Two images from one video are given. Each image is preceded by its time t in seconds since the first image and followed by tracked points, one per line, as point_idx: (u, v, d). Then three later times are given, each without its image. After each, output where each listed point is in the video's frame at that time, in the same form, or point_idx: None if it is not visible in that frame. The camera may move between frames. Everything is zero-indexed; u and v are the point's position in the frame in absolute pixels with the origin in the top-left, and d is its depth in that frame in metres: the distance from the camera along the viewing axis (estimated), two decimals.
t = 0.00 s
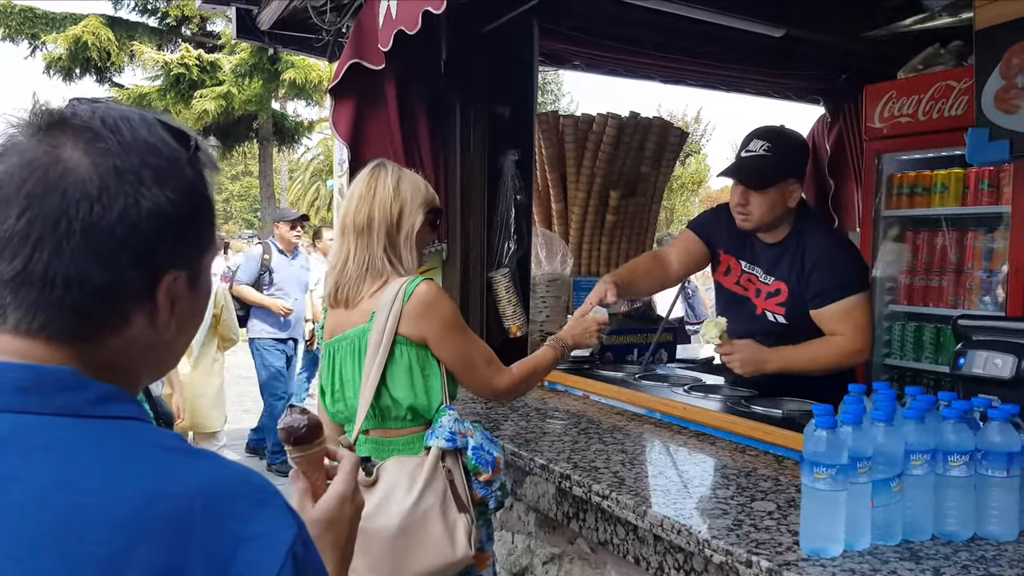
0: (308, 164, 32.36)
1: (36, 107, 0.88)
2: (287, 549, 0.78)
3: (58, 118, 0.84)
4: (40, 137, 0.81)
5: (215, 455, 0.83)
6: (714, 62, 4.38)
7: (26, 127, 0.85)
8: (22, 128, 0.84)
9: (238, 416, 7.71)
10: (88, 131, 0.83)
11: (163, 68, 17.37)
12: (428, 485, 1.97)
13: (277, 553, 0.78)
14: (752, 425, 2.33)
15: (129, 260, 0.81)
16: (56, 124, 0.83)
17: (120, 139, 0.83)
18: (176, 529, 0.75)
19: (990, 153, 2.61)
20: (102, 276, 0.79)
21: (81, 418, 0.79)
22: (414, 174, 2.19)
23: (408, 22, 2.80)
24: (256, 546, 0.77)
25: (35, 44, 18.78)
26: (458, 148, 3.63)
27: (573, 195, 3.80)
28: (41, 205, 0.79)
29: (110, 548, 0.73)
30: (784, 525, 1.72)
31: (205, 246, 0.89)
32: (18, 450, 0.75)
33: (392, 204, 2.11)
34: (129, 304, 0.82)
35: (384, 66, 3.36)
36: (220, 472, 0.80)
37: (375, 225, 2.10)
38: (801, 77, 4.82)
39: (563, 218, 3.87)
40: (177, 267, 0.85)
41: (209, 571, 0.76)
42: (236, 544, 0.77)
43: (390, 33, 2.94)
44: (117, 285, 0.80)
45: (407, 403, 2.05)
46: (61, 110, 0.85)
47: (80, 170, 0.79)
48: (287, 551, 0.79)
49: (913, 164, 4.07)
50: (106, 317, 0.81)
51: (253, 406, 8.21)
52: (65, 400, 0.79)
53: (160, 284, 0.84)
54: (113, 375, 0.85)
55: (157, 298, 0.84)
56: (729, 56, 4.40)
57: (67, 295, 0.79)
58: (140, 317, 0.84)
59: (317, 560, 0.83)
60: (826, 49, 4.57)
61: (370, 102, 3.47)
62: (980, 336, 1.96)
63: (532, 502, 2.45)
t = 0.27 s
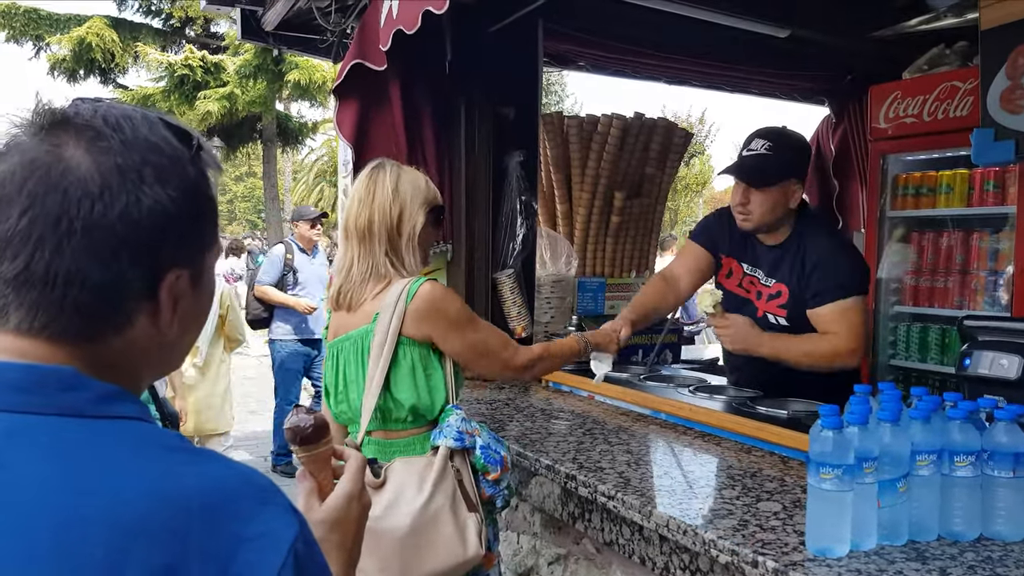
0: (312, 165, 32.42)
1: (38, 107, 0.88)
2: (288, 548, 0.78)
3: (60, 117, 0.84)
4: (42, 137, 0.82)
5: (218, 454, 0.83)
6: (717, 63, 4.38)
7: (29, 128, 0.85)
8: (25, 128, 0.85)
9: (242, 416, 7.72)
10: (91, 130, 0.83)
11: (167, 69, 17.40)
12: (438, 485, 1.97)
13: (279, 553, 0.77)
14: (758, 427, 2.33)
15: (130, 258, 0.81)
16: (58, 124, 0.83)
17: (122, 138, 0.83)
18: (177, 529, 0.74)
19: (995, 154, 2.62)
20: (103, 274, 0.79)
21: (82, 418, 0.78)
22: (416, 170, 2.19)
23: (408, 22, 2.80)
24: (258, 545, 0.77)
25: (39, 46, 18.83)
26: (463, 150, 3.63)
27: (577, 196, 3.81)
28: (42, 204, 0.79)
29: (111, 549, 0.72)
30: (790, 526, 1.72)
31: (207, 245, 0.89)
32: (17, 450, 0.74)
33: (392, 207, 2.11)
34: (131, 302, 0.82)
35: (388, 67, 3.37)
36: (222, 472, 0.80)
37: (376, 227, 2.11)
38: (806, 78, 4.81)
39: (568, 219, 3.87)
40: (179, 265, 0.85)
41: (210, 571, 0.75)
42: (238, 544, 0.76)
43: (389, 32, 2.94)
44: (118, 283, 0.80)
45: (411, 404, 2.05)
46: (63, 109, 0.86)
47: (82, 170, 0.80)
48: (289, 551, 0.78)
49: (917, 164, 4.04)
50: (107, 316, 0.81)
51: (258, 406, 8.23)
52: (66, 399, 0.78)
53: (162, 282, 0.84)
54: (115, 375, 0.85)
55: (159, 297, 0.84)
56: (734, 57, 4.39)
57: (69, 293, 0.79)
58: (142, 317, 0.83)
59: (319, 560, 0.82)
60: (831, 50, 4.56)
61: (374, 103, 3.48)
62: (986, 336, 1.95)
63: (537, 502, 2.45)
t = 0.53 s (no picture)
0: (315, 168, 32.47)
1: (54, 118, 0.89)
2: (300, 559, 0.79)
3: (76, 129, 0.85)
4: (58, 149, 0.82)
5: (230, 464, 0.84)
6: (720, 68, 4.39)
7: (44, 138, 0.85)
8: (41, 138, 0.85)
9: (245, 419, 7.72)
10: (106, 142, 0.83)
11: (171, 73, 17.45)
12: (454, 483, 1.98)
13: (290, 564, 0.78)
14: (763, 433, 2.33)
15: (145, 270, 0.81)
16: (74, 136, 0.84)
17: (138, 149, 0.84)
18: (191, 539, 0.75)
19: (999, 160, 2.57)
20: (118, 286, 0.80)
21: (98, 427, 0.79)
22: (423, 173, 2.19)
23: (415, 29, 2.81)
24: (271, 555, 0.78)
25: (44, 50, 18.89)
26: (467, 156, 3.62)
27: (581, 202, 3.82)
28: (59, 215, 0.79)
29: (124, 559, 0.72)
30: (796, 533, 1.72)
31: (220, 256, 0.90)
32: (32, 458, 0.74)
33: (407, 215, 2.12)
34: (145, 314, 0.83)
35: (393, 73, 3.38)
36: (234, 481, 0.81)
37: (392, 235, 2.12)
38: (809, 83, 4.82)
39: (572, 224, 3.88)
40: (193, 276, 0.86)
41: None
42: (251, 554, 0.77)
43: (399, 39, 2.96)
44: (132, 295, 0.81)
45: (433, 404, 2.05)
46: (79, 120, 0.86)
47: (99, 182, 0.80)
48: (300, 561, 0.79)
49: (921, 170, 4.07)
50: (122, 326, 0.82)
51: (261, 410, 8.24)
52: (80, 410, 0.78)
53: (177, 294, 0.85)
54: (129, 383, 0.85)
55: (173, 307, 0.85)
56: (738, 62, 4.40)
57: (85, 305, 0.80)
58: (156, 328, 0.84)
59: (329, 568, 0.84)
60: (834, 55, 4.56)
61: (379, 108, 3.49)
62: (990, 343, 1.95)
63: (542, 508, 2.45)
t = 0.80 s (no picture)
0: (315, 172, 32.50)
1: (62, 123, 0.90)
2: (309, 563, 0.79)
3: (84, 133, 0.85)
4: (66, 153, 0.82)
5: (239, 468, 0.84)
6: (721, 72, 4.40)
7: (51, 142, 0.86)
8: (48, 143, 0.85)
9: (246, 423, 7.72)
10: (115, 146, 0.84)
11: (172, 76, 17.47)
12: (505, 477, 1.98)
13: (299, 568, 0.79)
14: (763, 436, 2.33)
15: (153, 274, 0.81)
16: (81, 140, 0.84)
17: (145, 153, 0.84)
18: (199, 543, 0.75)
19: (1001, 164, 2.62)
20: (125, 290, 0.80)
21: (104, 431, 0.79)
22: (443, 177, 2.21)
23: (421, 34, 2.82)
24: (279, 559, 0.78)
25: (44, 53, 18.91)
26: (471, 160, 3.66)
27: (583, 205, 3.82)
28: (66, 220, 0.80)
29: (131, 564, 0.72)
30: (799, 537, 1.72)
31: (227, 261, 0.90)
32: (40, 462, 0.74)
33: (429, 219, 2.14)
34: (153, 319, 0.83)
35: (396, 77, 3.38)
36: (242, 485, 0.81)
37: (415, 242, 2.13)
38: (810, 88, 4.82)
39: (573, 228, 3.88)
40: (200, 281, 0.86)
41: None
42: (260, 558, 0.77)
43: (401, 43, 2.97)
44: (139, 299, 0.81)
45: (459, 400, 2.08)
46: (87, 125, 0.86)
47: (107, 186, 0.80)
48: (308, 565, 0.79)
49: (922, 174, 4.08)
50: (129, 331, 0.82)
51: (261, 413, 8.25)
52: (86, 413, 0.79)
53: (184, 298, 0.85)
54: (136, 387, 0.86)
55: (181, 311, 0.85)
56: (738, 66, 4.41)
57: (93, 310, 0.80)
58: (163, 332, 0.84)
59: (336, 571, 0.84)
60: (835, 59, 4.57)
61: (382, 112, 3.50)
62: (994, 347, 1.95)
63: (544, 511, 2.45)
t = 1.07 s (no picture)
0: (314, 176, 32.52)
1: (72, 127, 0.90)
2: (320, 568, 0.79)
3: (94, 138, 0.85)
4: (76, 158, 0.82)
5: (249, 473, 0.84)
6: (721, 77, 4.41)
7: (61, 147, 0.86)
8: (58, 148, 0.85)
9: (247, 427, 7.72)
10: (126, 151, 0.84)
11: (172, 80, 17.49)
12: (556, 483, 2.12)
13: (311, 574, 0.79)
14: (765, 440, 2.33)
15: (163, 279, 0.81)
16: (91, 144, 0.84)
17: (155, 158, 0.84)
18: (212, 548, 0.75)
19: (1003, 169, 2.60)
20: (136, 295, 0.80)
21: (114, 435, 0.79)
22: (471, 185, 2.32)
23: (420, 37, 2.82)
24: (291, 565, 0.78)
25: (45, 57, 18.93)
26: (471, 161, 3.66)
27: (584, 208, 3.82)
28: (77, 225, 0.80)
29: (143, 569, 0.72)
30: (804, 541, 1.71)
31: (237, 265, 0.90)
32: (50, 466, 0.75)
33: (456, 223, 2.23)
34: (162, 323, 0.83)
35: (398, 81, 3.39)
36: (253, 490, 0.81)
37: (443, 244, 2.22)
38: (810, 92, 4.83)
39: (575, 232, 3.88)
40: (210, 285, 0.86)
41: None
42: (273, 563, 0.78)
43: (400, 47, 2.97)
44: (149, 304, 0.81)
45: (487, 403, 2.18)
46: (97, 129, 0.87)
47: (117, 191, 0.80)
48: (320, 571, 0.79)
49: (922, 178, 4.09)
50: (139, 337, 0.82)
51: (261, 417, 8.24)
52: (96, 417, 0.79)
53: (194, 303, 0.85)
54: (146, 392, 0.86)
55: (191, 316, 0.85)
56: (739, 71, 4.42)
57: (103, 315, 0.80)
58: (173, 337, 0.85)
59: None
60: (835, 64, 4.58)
61: (384, 117, 3.51)
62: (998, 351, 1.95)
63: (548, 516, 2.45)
